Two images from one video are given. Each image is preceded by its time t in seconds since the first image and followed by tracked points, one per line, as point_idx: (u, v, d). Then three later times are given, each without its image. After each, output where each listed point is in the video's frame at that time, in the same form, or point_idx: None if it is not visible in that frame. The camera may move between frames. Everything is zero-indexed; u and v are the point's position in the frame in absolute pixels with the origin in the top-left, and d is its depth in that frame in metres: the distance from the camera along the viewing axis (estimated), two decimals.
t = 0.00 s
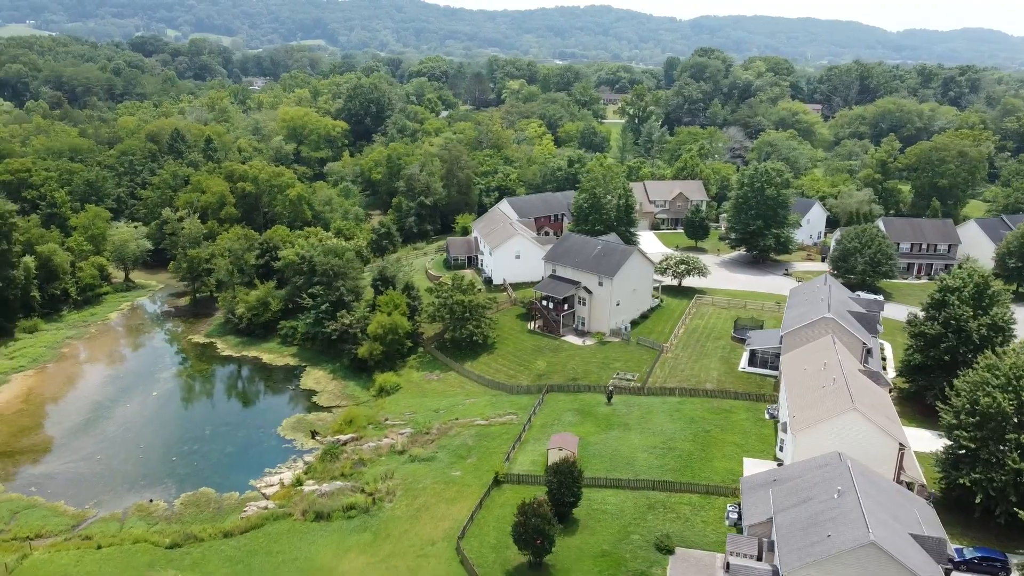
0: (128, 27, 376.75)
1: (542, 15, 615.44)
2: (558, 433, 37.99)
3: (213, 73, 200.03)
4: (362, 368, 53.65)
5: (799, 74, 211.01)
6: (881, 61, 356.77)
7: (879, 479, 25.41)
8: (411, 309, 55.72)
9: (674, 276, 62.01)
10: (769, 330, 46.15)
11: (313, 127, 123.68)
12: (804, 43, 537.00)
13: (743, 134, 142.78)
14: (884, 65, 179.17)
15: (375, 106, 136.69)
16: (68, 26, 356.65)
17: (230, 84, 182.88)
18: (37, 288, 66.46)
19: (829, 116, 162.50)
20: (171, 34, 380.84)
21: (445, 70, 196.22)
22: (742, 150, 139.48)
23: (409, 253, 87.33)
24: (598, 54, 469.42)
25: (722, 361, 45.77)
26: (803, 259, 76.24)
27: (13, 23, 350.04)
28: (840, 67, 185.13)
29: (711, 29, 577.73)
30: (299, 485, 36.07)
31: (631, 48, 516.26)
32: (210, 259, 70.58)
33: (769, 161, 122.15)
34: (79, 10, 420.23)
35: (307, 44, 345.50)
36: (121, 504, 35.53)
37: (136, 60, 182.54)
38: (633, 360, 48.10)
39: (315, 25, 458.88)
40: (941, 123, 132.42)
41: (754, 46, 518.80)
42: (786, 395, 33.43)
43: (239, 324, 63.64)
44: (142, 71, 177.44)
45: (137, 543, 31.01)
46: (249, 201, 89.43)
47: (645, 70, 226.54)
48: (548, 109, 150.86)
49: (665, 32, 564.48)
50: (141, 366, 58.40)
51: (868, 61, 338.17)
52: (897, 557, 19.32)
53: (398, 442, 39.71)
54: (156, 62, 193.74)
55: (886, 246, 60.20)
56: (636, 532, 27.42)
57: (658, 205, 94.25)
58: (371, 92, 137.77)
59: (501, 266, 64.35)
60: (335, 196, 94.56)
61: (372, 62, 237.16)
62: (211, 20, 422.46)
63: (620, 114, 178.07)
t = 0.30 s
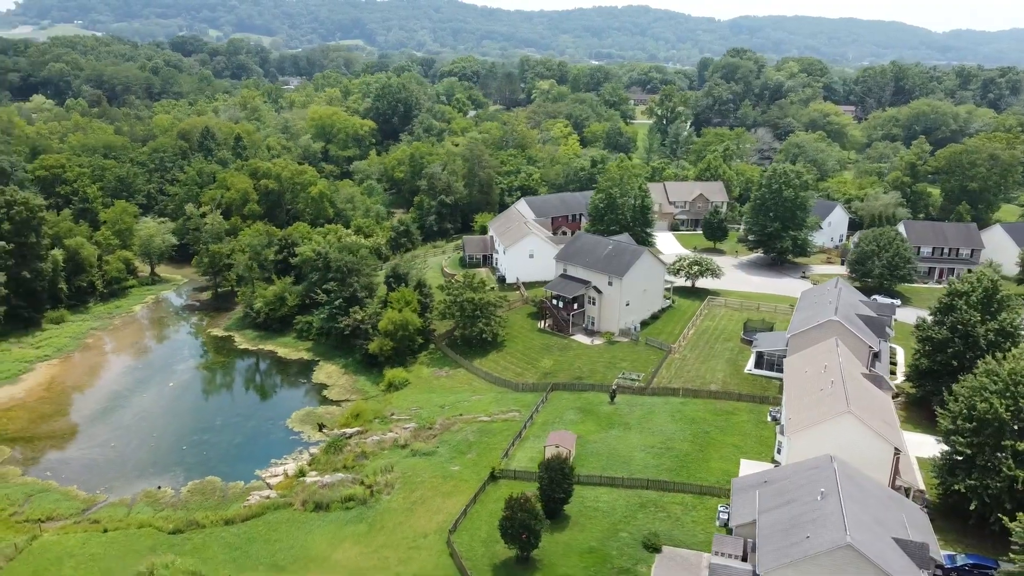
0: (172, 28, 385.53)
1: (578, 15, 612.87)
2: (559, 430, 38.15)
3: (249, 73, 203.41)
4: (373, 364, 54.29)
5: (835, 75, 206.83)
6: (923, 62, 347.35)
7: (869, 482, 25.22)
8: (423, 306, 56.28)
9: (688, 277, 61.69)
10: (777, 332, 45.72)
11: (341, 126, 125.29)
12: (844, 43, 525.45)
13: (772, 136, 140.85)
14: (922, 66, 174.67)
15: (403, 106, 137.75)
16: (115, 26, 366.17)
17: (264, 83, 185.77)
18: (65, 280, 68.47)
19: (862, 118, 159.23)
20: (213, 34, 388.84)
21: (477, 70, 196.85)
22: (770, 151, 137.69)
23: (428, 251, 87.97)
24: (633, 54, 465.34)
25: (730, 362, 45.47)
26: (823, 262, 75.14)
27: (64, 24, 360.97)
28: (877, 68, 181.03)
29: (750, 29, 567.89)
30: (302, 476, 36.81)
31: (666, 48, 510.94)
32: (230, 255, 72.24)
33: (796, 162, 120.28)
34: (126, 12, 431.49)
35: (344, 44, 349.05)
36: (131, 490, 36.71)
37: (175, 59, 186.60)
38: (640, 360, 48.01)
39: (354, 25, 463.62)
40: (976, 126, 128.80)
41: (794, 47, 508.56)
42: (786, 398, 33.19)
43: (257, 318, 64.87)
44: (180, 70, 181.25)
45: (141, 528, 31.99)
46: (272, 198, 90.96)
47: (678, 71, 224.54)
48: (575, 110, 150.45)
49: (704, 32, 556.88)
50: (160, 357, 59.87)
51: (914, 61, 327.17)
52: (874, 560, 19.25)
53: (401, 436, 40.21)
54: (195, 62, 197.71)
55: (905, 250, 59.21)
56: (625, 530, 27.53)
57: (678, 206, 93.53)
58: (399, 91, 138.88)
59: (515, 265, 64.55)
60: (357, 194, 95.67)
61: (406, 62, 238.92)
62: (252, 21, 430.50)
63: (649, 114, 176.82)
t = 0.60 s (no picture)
0: (216, 28, 393.71)
1: (614, 15, 609.97)
2: (558, 430, 38.22)
3: (286, 72, 206.54)
4: (382, 360, 54.84)
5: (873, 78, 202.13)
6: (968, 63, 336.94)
7: (856, 488, 24.94)
8: (433, 304, 56.70)
9: (700, 280, 61.22)
10: (784, 336, 45.20)
11: (368, 125, 126.60)
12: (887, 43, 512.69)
13: (802, 138, 138.43)
14: (964, 67, 169.49)
15: (430, 106, 138.80)
16: (161, 27, 375.13)
17: (298, 82, 188.35)
18: (89, 273, 70.27)
19: (897, 120, 155.38)
20: (255, 35, 396.30)
21: (508, 69, 197.09)
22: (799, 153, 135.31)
23: (446, 250, 88.38)
24: (669, 55, 460.55)
25: (735, 365, 45.03)
26: (843, 266, 73.84)
27: (112, 26, 371.27)
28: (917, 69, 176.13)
29: (789, 29, 557.83)
30: (302, 468, 37.43)
31: (703, 48, 504.88)
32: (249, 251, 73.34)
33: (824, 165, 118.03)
34: (171, 13, 441.29)
35: (381, 45, 352.14)
36: (137, 477, 37.68)
37: (213, 58, 190.13)
38: (645, 361, 47.80)
39: (394, 24, 460.59)
40: (1016, 129, 124.68)
41: (837, 49, 497.53)
42: (783, 400, 32.85)
43: (272, 313, 65.97)
44: (218, 69, 184.78)
45: (142, 514, 32.81)
46: (294, 195, 92.28)
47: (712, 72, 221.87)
48: (602, 110, 149.67)
49: (742, 32, 548.99)
50: (177, 349, 61.21)
51: (958, 63, 317.90)
52: (847, 565, 19.05)
53: (402, 431, 40.63)
54: (233, 61, 201.38)
55: (923, 255, 58.08)
56: (611, 529, 27.52)
57: (698, 207, 92.48)
58: (427, 91, 139.76)
59: (527, 265, 64.61)
60: (378, 193, 96.46)
61: (440, 62, 240.24)
62: (293, 21, 437.88)
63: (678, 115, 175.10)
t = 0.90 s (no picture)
0: (256, 28, 400.72)
1: (649, 15, 605.51)
2: (555, 430, 38.16)
3: (320, 72, 209.09)
4: (390, 357, 55.19)
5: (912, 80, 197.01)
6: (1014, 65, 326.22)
7: (842, 496, 24.57)
8: (441, 303, 56.91)
9: (711, 282, 60.54)
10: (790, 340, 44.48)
11: (394, 124, 127.53)
12: (928, 45, 500.02)
13: (831, 140, 135.80)
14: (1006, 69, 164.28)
15: (455, 105, 139.65)
16: (205, 27, 384.51)
17: (329, 81, 190.39)
18: (110, 266, 71.87)
19: (932, 123, 151.38)
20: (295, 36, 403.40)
21: (538, 70, 196.75)
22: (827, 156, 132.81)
23: (462, 250, 88.56)
24: (705, 56, 454.66)
25: (739, 369, 44.54)
26: (862, 271, 72.45)
27: (159, 26, 381.04)
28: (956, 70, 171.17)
29: (827, 30, 547.13)
30: (300, 462, 37.90)
31: (738, 49, 498.25)
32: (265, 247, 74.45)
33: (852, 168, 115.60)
34: (213, 13, 450.90)
35: (416, 45, 354.46)
36: (140, 467, 38.52)
37: (248, 57, 193.27)
38: (649, 363, 47.43)
39: (429, 24, 462.89)
40: None
41: (878, 49, 485.83)
42: (779, 405, 32.43)
43: (286, 309, 66.79)
44: (252, 69, 187.77)
45: (141, 504, 33.51)
46: (314, 192, 93.31)
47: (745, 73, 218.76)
48: (627, 111, 148.51)
49: (781, 33, 539.52)
50: (192, 343, 62.40)
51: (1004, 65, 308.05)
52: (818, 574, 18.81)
53: (401, 429, 40.89)
54: (267, 61, 204.53)
55: (940, 261, 56.91)
56: (595, 531, 27.41)
57: (716, 209, 91.34)
58: (452, 91, 140.36)
59: (538, 265, 64.53)
60: (397, 191, 97.00)
61: (472, 62, 240.90)
62: (332, 22, 445.84)
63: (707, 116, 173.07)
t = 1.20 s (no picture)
0: (298, 28, 406.76)
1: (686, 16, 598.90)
2: (550, 432, 37.97)
3: (355, 71, 210.86)
4: (396, 355, 55.42)
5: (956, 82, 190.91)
6: None
7: (825, 506, 24.08)
8: (449, 302, 57.00)
9: (723, 286, 59.61)
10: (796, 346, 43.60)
11: (421, 123, 128.31)
12: (976, 46, 484.72)
13: (863, 143, 132.55)
14: None
15: (482, 105, 140.20)
16: (249, 27, 391.70)
17: (362, 81, 191.82)
18: (131, 260, 73.27)
19: (972, 126, 146.61)
20: (337, 37, 408.70)
21: (571, 70, 195.97)
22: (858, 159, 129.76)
23: (479, 250, 88.55)
24: (744, 56, 446.65)
25: (744, 375, 43.82)
26: (882, 277, 70.74)
27: (206, 27, 389.14)
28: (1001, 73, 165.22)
29: (870, 31, 533.31)
30: (298, 456, 38.28)
31: (777, 50, 489.36)
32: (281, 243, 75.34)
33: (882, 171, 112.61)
34: (257, 13, 460.09)
35: (454, 45, 355.25)
36: (143, 458, 39.27)
37: (284, 56, 196.06)
38: (652, 367, 46.90)
39: (468, 25, 462.93)
40: None
41: (924, 50, 472.13)
42: (774, 411, 31.85)
43: (299, 305, 67.51)
44: (288, 69, 190.28)
45: (137, 493, 34.12)
46: (333, 190, 94.22)
47: (782, 74, 214.58)
48: (655, 112, 147.03)
49: (822, 33, 528.16)
50: (206, 337, 63.41)
51: None
52: None
53: (399, 426, 41.04)
54: (304, 60, 207.07)
55: (959, 268, 55.35)
56: (577, 534, 27.22)
57: (736, 212, 89.84)
58: (479, 91, 140.68)
59: (549, 266, 64.20)
60: (417, 190, 97.36)
61: (506, 62, 240.69)
62: (372, 22, 450.92)
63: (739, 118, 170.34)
